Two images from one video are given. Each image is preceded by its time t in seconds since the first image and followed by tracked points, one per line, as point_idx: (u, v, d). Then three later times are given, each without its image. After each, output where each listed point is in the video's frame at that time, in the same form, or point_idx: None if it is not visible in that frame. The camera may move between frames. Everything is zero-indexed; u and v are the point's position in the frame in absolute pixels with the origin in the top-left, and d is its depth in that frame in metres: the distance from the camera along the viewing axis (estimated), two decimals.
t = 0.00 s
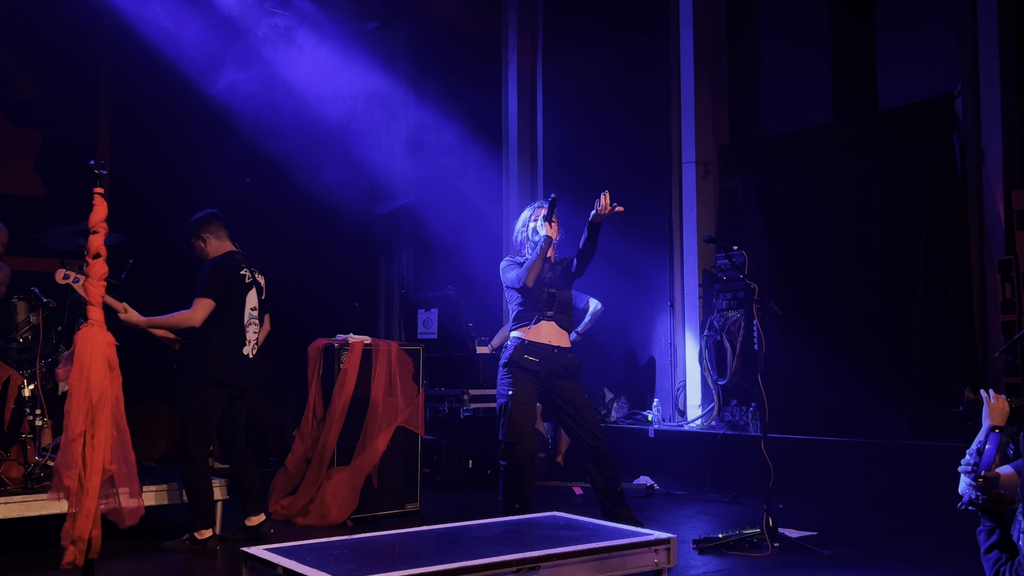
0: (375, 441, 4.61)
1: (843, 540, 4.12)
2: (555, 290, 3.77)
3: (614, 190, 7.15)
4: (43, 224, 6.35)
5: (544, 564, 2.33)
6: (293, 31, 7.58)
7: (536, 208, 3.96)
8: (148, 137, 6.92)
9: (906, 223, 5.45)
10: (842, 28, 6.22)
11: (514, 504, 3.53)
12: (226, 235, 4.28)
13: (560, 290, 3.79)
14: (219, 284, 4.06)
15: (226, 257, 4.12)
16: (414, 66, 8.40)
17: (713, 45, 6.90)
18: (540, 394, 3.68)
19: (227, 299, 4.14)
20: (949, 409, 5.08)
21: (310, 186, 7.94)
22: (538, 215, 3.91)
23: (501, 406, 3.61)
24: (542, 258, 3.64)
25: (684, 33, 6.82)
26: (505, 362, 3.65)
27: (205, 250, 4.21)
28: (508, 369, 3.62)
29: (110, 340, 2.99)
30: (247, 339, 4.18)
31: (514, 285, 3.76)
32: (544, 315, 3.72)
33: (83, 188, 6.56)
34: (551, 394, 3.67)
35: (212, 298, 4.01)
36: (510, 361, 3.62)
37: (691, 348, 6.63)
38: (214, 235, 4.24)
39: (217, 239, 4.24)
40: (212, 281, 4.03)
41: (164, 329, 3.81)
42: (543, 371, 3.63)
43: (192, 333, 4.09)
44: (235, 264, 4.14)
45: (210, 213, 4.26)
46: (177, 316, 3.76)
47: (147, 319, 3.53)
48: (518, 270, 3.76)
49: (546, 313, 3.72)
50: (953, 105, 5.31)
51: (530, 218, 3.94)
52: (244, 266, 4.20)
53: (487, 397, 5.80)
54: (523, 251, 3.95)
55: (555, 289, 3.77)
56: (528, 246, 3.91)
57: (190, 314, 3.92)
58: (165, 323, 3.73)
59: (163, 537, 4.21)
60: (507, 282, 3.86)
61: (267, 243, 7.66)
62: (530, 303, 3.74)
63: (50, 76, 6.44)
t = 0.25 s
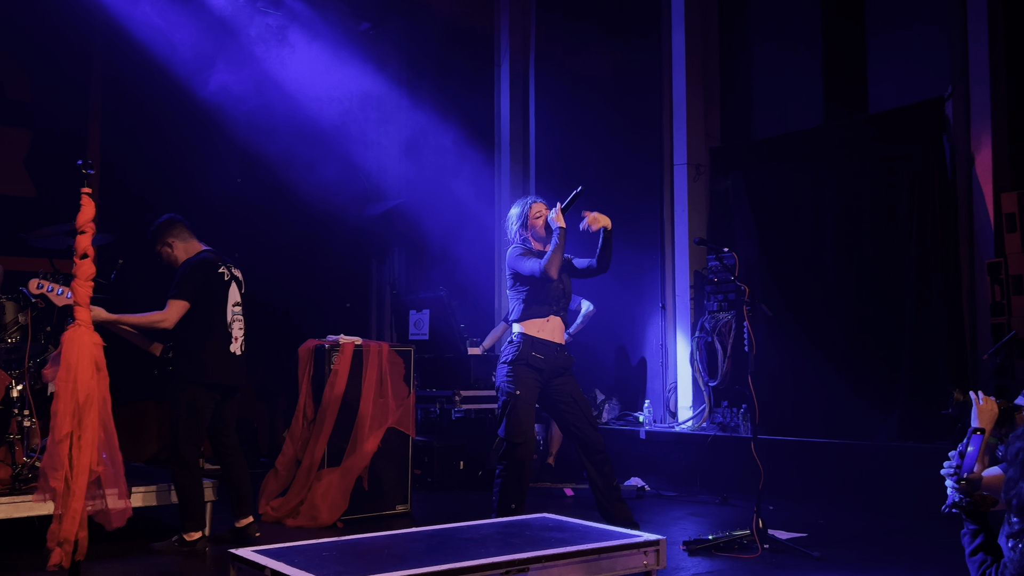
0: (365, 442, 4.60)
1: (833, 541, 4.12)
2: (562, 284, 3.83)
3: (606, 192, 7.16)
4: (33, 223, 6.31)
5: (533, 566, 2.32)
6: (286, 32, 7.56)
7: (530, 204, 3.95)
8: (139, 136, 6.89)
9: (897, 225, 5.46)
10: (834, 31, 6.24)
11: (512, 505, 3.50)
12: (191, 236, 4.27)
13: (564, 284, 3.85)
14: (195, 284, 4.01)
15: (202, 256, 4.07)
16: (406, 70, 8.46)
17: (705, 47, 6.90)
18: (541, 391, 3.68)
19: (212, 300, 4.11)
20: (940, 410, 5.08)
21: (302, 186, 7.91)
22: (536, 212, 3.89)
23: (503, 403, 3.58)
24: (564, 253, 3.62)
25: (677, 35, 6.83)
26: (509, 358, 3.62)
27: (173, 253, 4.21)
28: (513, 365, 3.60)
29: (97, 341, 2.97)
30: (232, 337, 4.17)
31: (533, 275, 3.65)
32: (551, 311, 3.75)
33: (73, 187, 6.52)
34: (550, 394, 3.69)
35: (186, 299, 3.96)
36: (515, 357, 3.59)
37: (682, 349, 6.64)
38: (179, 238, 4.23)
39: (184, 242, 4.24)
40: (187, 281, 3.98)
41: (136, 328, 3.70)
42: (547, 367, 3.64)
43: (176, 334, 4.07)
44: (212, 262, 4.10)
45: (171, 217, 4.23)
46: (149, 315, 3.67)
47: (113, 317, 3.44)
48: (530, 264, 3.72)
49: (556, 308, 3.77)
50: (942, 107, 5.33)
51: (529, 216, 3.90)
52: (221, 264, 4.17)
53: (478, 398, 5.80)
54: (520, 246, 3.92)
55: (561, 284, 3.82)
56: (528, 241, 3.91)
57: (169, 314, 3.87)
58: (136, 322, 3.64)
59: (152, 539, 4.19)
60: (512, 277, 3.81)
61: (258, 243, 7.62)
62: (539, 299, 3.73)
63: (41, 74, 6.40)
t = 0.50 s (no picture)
0: (359, 442, 4.60)
1: (825, 541, 4.14)
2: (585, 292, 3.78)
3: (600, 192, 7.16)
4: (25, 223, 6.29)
5: (528, 565, 2.32)
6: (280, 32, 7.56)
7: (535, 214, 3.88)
8: (132, 135, 6.88)
9: (890, 226, 5.47)
10: (828, 32, 6.26)
11: (506, 505, 3.53)
12: (193, 235, 4.20)
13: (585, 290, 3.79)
14: (193, 287, 3.98)
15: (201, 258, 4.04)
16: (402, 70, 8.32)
17: (699, 48, 6.92)
18: (555, 396, 3.68)
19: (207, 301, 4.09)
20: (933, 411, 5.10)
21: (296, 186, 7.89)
22: (545, 223, 3.84)
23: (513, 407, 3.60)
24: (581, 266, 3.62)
25: (671, 36, 6.84)
26: (527, 362, 3.63)
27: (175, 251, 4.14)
28: (530, 370, 3.61)
29: (91, 340, 2.96)
30: (225, 341, 4.15)
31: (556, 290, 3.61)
32: (572, 320, 3.71)
33: (66, 186, 6.51)
34: (565, 399, 3.68)
35: (180, 303, 3.94)
36: (534, 364, 3.60)
37: (676, 350, 6.65)
38: (182, 236, 4.16)
39: (187, 239, 4.17)
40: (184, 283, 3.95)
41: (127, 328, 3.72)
42: (563, 374, 3.63)
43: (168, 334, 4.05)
44: (209, 265, 4.06)
45: (174, 214, 4.16)
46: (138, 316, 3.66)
47: (102, 313, 3.45)
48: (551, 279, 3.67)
49: (579, 316, 3.73)
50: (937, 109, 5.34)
51: (539, 228, 3.83)
52: (220, 268, 4.12)
53: (472, 399, 5.80)
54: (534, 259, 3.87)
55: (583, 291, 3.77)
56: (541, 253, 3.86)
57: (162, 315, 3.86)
58: (128, 321, 3.66)
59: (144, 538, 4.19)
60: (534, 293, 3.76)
61: (252, 243, 7.61)
62: (562, 312, 3.68)
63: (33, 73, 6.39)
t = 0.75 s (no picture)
0: (353, 442, 4.61)
1: (818, 541, 4.15)
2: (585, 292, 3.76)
3: (593, 192, 7.18)
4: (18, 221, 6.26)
5: (523, 565, 2.32)
6: (274, 30, 7.70)
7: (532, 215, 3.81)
8: (126, 133, 6.85)
9: (883, 227, 5.50)
10: (822, 33, 6.28)
11: (507, 500, 3.53)
12: (192, 228, 4.19)
13: (586, 288, 3.77)
14: (189, 281, 3.99)
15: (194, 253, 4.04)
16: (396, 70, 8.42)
17: (693, 48, 6.93)
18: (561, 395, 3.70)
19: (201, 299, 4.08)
20: (925, 411, 5.13)
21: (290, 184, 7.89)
22: (541, 225, 3.77)
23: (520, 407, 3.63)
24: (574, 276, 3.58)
25: (665, 36, 6.85)
26: (531, 365, 3.67)
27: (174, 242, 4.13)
28: (533, 373, 3.64)
29: (86, 338, 2.95)
30: (227, 334, 4.12)
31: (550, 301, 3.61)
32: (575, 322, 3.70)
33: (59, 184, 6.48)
34: (573, 398, 3.68)
35: (179, 296, 3.96)
36: (536, 368, 3.63)
37: (670, 350, 6.65)
38: (180, 228, 4.15)
39: (186, 231, 4.16)
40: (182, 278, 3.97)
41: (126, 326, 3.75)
42: (569, 374, 3.65)
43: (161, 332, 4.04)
44: (205, 258, 4.07)
45: (176, 205, 4.15)
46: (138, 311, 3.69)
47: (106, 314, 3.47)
48: (546, 288, 3.67)
49: (579, 316, 3.73)
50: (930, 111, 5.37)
51: (534, 230, 3.78)
52: (215, 259, 4.12)
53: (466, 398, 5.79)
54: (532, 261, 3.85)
55: (582, 292, 3.75)
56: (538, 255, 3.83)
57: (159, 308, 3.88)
58: (127, 320, 3.68)
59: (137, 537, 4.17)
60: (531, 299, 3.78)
61: (246, 242, 7.59)
62: (560, 317, 3.68)
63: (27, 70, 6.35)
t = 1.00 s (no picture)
0: (344, 440, 4.60)
1: (809, 540, 4.16)
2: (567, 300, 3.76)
3: (585, 192, 7.18)
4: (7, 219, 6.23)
5: (514, 564, 2.33)
6: (267, 27, 7.59)
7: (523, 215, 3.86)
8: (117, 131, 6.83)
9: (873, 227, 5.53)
10: (814, 34, 6.29)
11: (494, 494, 3.58)
12: (190, 242, 4.15)
13: (568, 296, 3.77)
14: (202, 288, 3.96)
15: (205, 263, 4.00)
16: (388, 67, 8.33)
17: (685, 48, 6.92)
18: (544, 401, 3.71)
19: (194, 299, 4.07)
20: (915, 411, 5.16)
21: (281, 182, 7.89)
22: (529, 225, 3.80)
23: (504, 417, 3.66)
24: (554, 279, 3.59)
25: (658, 36, 6.84)
26: (511, 372, 3.72)
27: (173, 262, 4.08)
28: (512, 381, 3.69)
29: (77, 337, 2.92)
30: (241, 339, 4.11)
31: (528, 304, 3.66)
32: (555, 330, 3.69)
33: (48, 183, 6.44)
34: (558, 404, 3.67)
35: (193, 304, 3.93)
36: (515, 373, 3.68)
37: (661, 349, 6.66)
38: (179, 246, 4.09)
39: (186, 249, 4.11)
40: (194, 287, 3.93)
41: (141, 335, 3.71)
42: (549, 382, 3.65)
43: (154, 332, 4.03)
44: (216, 266, 4.04)
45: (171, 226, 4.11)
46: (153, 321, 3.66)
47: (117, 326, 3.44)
48: (525, 292, 3.71)
49: (560, 325, 3.72)
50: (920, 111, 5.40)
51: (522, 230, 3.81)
52: (225, 266, 4.09)
53: (458, 398, 5.80)
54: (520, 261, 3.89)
55: (565, 299, 3.75)
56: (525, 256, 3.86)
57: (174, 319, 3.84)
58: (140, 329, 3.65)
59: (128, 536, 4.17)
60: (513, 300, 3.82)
61: (237, 240, 7.60)
62: (539, 321, 3.70)
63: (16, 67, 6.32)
